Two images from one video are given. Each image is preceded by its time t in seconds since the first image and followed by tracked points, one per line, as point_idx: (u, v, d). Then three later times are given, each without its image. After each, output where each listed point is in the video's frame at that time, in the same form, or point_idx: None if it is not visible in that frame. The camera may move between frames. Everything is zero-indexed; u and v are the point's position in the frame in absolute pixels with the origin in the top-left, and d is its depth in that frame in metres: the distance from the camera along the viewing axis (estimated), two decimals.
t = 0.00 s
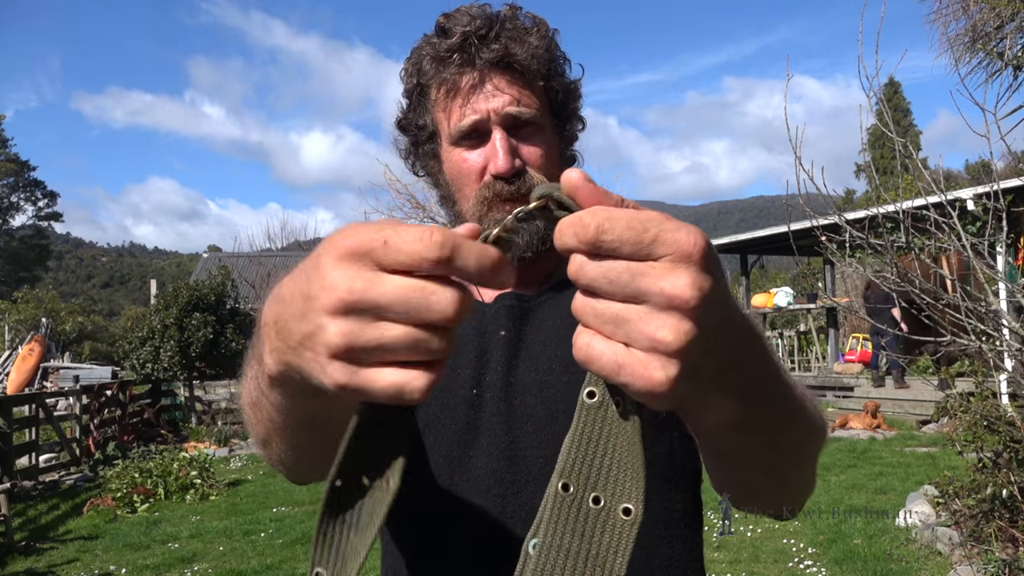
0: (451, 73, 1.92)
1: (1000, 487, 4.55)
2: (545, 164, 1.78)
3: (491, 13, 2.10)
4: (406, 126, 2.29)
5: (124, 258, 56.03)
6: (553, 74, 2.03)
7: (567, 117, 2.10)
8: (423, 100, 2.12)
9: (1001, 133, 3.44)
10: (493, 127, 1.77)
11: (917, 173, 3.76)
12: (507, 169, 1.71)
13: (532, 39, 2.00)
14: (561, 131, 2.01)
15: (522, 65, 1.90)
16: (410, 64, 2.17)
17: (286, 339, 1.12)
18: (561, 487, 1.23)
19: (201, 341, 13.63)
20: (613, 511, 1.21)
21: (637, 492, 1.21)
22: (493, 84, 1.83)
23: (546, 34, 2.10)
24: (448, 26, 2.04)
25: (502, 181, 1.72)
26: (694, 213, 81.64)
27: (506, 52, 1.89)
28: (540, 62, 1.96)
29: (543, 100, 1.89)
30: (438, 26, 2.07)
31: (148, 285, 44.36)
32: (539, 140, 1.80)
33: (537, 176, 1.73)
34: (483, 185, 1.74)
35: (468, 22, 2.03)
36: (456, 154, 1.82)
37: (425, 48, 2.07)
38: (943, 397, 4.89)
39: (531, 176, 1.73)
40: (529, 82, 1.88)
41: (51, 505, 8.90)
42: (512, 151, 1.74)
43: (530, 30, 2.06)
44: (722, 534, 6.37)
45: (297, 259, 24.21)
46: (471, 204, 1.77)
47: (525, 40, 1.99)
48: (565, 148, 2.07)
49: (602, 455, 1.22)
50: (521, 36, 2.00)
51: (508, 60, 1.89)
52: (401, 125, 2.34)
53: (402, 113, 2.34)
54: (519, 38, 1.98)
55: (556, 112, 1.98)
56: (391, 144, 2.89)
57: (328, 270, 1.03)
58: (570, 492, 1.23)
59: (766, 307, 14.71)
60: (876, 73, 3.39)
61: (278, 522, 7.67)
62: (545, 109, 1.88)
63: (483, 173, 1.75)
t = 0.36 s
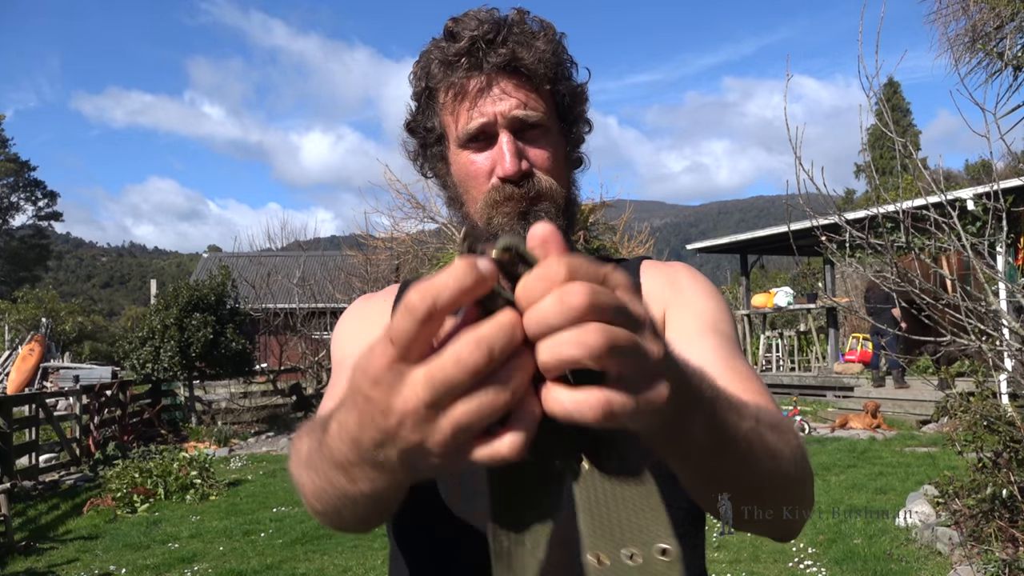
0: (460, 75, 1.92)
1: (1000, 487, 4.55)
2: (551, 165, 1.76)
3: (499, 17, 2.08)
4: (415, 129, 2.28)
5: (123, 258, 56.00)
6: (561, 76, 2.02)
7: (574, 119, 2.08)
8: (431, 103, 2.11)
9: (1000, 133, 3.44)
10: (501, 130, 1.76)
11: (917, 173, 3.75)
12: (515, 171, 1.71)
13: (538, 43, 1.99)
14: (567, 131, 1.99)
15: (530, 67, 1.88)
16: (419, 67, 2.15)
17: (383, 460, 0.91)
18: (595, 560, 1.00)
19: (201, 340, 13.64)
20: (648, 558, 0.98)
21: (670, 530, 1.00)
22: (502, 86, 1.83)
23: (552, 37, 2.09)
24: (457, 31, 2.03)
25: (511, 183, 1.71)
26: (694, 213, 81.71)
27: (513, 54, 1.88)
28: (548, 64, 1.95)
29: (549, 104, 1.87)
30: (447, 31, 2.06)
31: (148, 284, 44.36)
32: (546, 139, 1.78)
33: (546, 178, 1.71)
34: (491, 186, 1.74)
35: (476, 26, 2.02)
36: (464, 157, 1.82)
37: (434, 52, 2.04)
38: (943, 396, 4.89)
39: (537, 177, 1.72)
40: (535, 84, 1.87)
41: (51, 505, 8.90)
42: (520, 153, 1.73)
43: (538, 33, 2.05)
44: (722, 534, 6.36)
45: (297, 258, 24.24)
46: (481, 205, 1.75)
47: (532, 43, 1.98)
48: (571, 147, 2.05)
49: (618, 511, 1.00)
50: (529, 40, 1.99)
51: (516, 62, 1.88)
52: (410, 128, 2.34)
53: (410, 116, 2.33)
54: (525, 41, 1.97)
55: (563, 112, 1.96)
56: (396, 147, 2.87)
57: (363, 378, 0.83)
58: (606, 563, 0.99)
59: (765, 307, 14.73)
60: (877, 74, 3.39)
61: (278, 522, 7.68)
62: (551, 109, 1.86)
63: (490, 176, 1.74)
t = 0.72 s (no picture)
0: (447, 81, 1.68)
1: (1000, 487, 4.56)
2: (540, 176, 1.62)
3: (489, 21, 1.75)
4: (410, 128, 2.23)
5: (123, 258, 55.99)
6: (557, 91, 1.72)
7: (570, 136, 1.79)
8: (420, 114, 1.81)
9: (1001, 133, 3.45)
10: (487, 133, 1.60)
11: (917, 173, 3.75)
12: (501, 179, 1.57)
13: (533, 51, 1.69)
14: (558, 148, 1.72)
15: (521, 78, 1.62)
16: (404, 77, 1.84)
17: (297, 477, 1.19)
18: None
19: (201, 341, 13.63)
20: None
21: None
22: (491, 97, 1.61)
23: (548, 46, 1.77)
24: (444, 36, 1.71)
25: (495, 191, 1.59)
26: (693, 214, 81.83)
27: (502, 62, 1.62)
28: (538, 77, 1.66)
29: (539, 114, 1.65)
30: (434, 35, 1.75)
31: (147, 284, 44.40)
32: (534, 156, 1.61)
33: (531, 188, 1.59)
34: (477, 196, 1.61)
35: (467, 30, 1.70)
36: (450, 162, 1.67)
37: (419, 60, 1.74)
38: (943, 396, 4.88)
39: (525, 189, 1.58)
40: (525, 95, 1.63)
41: (52, 505, 8.90)
42: (507, 160, 1.58)
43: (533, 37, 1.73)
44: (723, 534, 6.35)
45: (297, 258, 24.26)
46: (465, 217, 1.65)
47: (524, 48, 1.67)
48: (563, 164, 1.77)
49: None
50: (522, 45, 1.68)
51: (506, 71, 1.63)
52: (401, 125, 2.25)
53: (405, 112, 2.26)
54: (515, 46, 1.66)
55: (552, 125, 1.68)
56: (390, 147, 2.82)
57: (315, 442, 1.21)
58: None
59: (765, 307, 14.71)
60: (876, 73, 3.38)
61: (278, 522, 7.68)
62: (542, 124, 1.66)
63: (477, 182, 1.60)
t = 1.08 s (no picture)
0: (448, 114, 1.61)
1: (1000, 487, 4.56)
2: (535, 208, 1.56)
3: (487, 54, 1.72)
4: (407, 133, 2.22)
5: (123, 258, 55.96)
6: (551, 124, 1.71)
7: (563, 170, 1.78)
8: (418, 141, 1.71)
9: (1001, 134, 3.44)
10: (484, 164, 1.54)
11: (917, 173, 3.75)
12: (497, 208, 1.50)
13: (529, 87, 1.67)
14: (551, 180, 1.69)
15: (521, 115, 1.59)
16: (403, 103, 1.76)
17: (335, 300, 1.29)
18: None
19: (201, 341, 13.63)
20: None
21: None
22: (491, 133, 1.55)
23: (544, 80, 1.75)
24: (445, 70, 1.68)
25: (490, 220, 1.51)
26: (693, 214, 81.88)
27: (503, 99, 1.58)
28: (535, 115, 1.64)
29: (535, 150, 1.61)
30: (435, 67, 1.70)
31: (147, 284, 44.39)
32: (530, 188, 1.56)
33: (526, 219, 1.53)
34: (470, 223, 1.53)
35: (467, 66, 1.67)
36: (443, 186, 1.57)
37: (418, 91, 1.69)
38: (943, 397, 4.88)
39: (520, 221, 1.53)
40: (525, 132, 1.59)
41: (52, 505, 8.91)
42: (503, 190, 1.52)
43: (529, 73, 1.71)
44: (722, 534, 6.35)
45: (297, 258, 24.26)
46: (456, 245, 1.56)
47: (521, 85, 1.65)
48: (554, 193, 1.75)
49: None
50: (520, 82, 1.66)
51: (506, 108, 1.59)
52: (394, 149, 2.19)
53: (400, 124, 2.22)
54: (513, 85, 1.64)
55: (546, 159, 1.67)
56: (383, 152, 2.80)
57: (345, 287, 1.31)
58: None
59: (765, 307, 14.72)
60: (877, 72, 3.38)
61: (278, 522, 7.68)
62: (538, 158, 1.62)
63: (472, 211, 1.52)
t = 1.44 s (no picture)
0: (453, 130, 1.61)
1: (1000, 487, 4.56)
2: (533, 222, 1.58)
3: (489, 73, 1.73)
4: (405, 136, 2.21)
5: (122, 258, 55.93)
6: (550, 143, 1.74)
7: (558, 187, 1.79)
8: (422, 156, 1.70)
9: (1001, 133, 3.44)
10: (487, 179, 1.55)
11: (917, 173, 3.75)
12: (499, 221, 1.52)
13: (530, 106, 1.68)
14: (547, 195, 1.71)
15: (523, 133, 1.60)
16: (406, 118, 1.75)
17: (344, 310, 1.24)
18: None
19: (201, 341, 13.63)
20: None
21: None
22: (494, 149, 1.56)
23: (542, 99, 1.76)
24: (448, 88, 1.68)
25: (492, 232, 1.53)
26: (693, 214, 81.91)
27: (507, 117, 1.59)
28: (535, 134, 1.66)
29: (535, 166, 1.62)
30: (438, 85, 1.71)
31: (147, 284, 44.38)
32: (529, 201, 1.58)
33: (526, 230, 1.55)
34: (472, 236, 1.54)
35: (470, 84, 1.67)
36: (446, 202, 1.58)
37: (423, 108, 1.69)
38: (943, 396, 4.88)
39: (519, 233, 1.54)
40: (525, 149, 1.60)
41: (52, 505, 8.91)
42: (505, 205, 1.53)
43: (529, 92, 1.72)
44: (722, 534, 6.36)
45: (297, 258, 24.27)
46: (459, 255, 1.56)
47: (522, 104, 1.66)
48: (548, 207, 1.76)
49: None
50: (521, 100, 1.67)
51: (510, 126, 1.60)
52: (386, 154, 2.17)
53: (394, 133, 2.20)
54: (514, 103, 1.65)
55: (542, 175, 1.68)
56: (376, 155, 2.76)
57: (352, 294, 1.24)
58: None
59: (765, 307, 14.72)
60: (876, 73, 3.38)
61: (278, 522, 7.69)
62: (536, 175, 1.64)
63: (474, 224, 1.54)
